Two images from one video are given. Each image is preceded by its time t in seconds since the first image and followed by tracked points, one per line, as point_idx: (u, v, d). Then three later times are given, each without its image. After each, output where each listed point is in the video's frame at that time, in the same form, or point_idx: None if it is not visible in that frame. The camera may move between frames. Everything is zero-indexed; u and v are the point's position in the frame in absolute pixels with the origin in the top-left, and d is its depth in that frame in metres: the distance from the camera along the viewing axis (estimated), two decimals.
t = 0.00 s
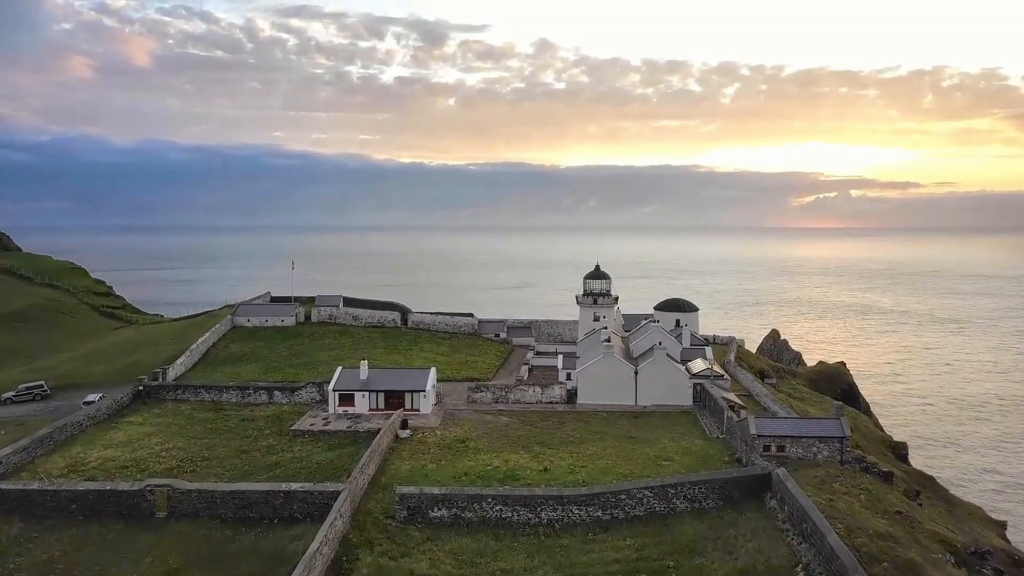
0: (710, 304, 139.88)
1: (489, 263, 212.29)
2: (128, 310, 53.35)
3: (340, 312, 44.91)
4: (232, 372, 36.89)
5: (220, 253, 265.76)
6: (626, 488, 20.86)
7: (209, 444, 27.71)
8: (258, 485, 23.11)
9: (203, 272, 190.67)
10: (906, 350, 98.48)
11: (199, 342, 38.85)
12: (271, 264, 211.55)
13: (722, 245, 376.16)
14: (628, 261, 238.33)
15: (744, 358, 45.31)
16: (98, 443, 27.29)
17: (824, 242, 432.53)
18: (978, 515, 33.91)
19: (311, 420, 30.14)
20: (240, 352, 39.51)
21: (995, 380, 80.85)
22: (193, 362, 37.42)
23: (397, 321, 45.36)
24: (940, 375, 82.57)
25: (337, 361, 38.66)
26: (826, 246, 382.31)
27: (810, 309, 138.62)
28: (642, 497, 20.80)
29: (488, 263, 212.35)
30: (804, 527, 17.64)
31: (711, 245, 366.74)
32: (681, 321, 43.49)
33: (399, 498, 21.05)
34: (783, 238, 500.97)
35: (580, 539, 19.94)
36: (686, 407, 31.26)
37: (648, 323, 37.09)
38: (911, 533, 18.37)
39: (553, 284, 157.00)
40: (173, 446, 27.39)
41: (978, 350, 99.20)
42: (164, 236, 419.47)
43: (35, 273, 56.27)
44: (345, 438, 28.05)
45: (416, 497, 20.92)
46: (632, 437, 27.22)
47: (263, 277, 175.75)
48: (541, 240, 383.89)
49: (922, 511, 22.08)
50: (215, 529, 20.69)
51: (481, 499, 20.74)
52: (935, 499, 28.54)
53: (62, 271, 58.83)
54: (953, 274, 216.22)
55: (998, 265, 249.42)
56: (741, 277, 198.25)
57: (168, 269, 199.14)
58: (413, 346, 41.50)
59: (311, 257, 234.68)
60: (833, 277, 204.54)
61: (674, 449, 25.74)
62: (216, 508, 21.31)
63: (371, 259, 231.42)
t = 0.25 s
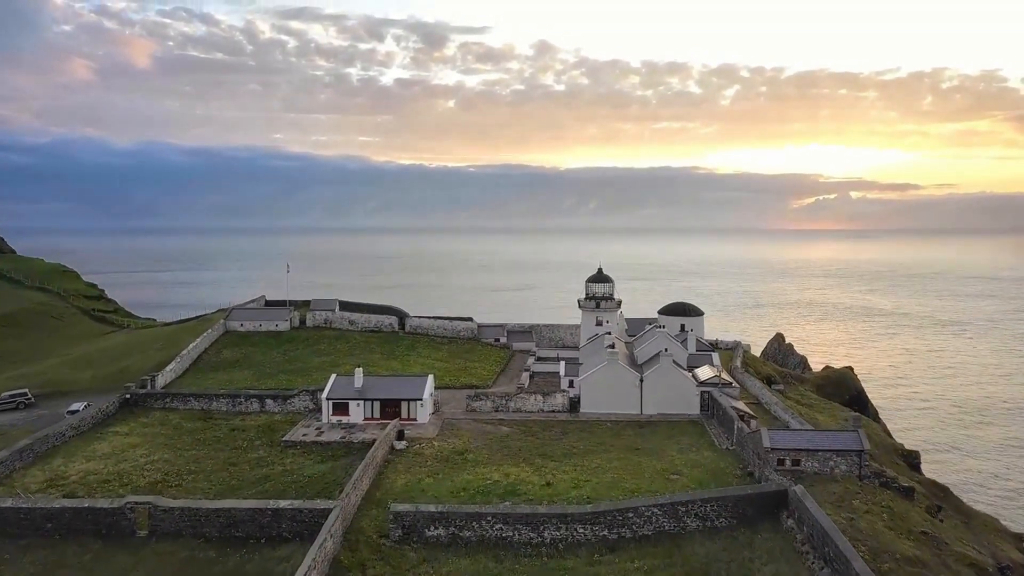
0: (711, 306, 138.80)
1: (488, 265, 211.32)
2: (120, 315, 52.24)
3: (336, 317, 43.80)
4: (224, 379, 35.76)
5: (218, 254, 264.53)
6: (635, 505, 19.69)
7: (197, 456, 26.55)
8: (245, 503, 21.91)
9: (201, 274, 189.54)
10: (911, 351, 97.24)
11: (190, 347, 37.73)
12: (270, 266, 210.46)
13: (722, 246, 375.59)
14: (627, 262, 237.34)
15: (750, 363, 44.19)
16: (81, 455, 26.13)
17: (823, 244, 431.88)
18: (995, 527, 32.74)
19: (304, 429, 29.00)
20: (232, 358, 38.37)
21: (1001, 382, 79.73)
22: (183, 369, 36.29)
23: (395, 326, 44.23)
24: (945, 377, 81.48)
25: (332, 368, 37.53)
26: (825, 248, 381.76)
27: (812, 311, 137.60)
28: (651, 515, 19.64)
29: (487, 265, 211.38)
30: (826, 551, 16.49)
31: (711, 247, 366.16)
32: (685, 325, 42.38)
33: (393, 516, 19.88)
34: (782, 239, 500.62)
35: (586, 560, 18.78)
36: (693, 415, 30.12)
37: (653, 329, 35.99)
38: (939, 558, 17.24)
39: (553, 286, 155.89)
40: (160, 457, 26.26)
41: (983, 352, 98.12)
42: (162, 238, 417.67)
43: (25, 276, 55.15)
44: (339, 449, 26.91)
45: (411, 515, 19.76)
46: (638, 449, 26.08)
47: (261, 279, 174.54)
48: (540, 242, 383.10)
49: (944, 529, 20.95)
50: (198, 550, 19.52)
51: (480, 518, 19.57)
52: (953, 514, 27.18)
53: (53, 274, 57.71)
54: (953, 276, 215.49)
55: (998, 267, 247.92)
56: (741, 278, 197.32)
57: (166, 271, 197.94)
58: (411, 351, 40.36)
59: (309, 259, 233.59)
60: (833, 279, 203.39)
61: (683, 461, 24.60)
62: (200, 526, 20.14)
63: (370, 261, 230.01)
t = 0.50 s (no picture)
0: (712, 308, 137.65)
1: (487, 267, 210.19)
2: (112, 319, 51.07)
3: (331, 321, 42.65)
4: (215, 386, 34.59)
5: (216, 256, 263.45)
6: (643, 525, 18.52)
7: (183, 469, 25.38)
8: (231, 521, 20.75)
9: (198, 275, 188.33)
10: (915, 354, 96.08)
11: (181, 353, 36.60)
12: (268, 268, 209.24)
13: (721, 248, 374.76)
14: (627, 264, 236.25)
15: (757, 369, 43.01)
16: (61, 468, 24.95)
17: (822, 246, 431.18)
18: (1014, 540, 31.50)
19: (296, 440, 27.86)
20: (224, 365, 37.19)
21: (1007, 386, 78.60)
22: (173, 376, 35.13)
23: (392, 331, 43.08)
24: (951, 380, 80.31)
25: (327, 374, 36.36)
26: (824, 249, 380.91)
27: (814, 313, 136.50)
28: (661, 535, 18.47)
29: (487, 266, 210.23)
30: None
31: (710, 248, 365.38)
32: (691, 330, 41.23)
33: (387, 536, 18.69)
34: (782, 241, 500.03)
35: None
36: (700, 425, 28.98)
37: (658, 335, 34.85)
38: None
39: (552, 287, 154.71)
40: (145, 470, 25.10)
41: (987, 355, 96.99)
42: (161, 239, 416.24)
43: (15, 279, 54.00)
44: (332, 461, 25.75)
45: (406, 535, 18.56)
46: (644, 461, 24.92)
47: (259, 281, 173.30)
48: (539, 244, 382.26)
49: (970, 550, 19.79)
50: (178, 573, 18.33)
51: (479, 538, 18.38)
52: (976, 532, 25.74)
53: (44, 277, 56.53)
54: (954, 277, 214.60)
55: (999, 269, 246.83)
56: (742, 280, 196.21)
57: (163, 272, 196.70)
58: (408, 357, 39.19)
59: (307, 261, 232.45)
60: (834, 281, 202.24)
61: (692, 475, 23.45)
62: (182, 547, 18.99)
63: (369, 262, 228.65)
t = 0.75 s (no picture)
0: (713, 310, 136.33)
1: (486, 268, 208.84)
2: (101, 323, 49.75)
3: (326, 326, 41.34)
4: (204, 394, 33.28)
5: (214, 258, 262.02)
6: (654, 550, 17.22)
7: (166, 484, 24.08)
8: (214, 543, 19.42)
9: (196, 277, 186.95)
10: (920, 356, 94.69)
11: (169, 360, 35.28)
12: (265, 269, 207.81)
13: (721, 250, 373.62)
14: (627, 266, 234.93)
15: (765, 375, 41.67)
16: (37, 484, 23.65)
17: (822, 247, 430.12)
18: None
19: (287, 452, 26.55)
20: (215, 372, 35.93)
21: (1014, 389, 77.32)
22: (160, 384, 33.84)
23: (388, 336, 41.76)
24: (958, 383, 78.92)
25: (321, 382, 35.06)
26: (824, 251, 379.70)
27: (816, 315, 135.23)
28: (674, 561, 17.16)
29: (486, 268, 208.84)
30: None
31: (710, 250, 364.21)
32: (697, 335, 39.92)
33: (379, 561, 17.38)
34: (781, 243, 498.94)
35: None
36: (710, 436, 27.71)
37: (665, 341, 33.55)
38: None
39: (552, 289, 153.34)
40: (125, 486, 23.75)
41: (993, 357, 95.68)
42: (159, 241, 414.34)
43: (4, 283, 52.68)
44: (324, 475, 24.45)
45: (399, 560, 17.25)
46: (653, 477, 23.62)
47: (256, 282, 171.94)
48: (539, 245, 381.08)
49: None
50: None
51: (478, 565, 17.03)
52: (1004, 552, 24.27)
53: (33, 280, 55.19)
54: (955, 279, 213.52)
55: (1000, 271, 245.48)
56: (743, 282, 195.00)
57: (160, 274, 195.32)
58: (405, 364, 37.85)
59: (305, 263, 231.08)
60: (836, 283, 200.83)
61: (704, 492, 22.16)
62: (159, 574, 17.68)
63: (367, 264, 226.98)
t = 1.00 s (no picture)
0: (715, 311, 135.03)
1: (486, 269, 207.49)
2: (89, 328, 48.23)
3: (320, 331, 39.87)
4: (191, 403, 31.80)
5: (211, 258, 260.59)
6: None
7: (145, 502, 22.55)
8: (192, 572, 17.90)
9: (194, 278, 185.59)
10: (926, 358, 93.37)
11: (155, 367, 33.78)
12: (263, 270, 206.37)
13: (720, 250, 372.41)
14: (627, 266, 233.64)
15: (775, 382, 40.16)
16: (7, 503, 22.12)
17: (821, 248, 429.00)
18: None
19: (275, 467, 25.05)
20: (203, 379, 34.45)
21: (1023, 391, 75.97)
22: (146, 392, 32.35)
23: (385, 342, 40.29)
24: (966, 385, 77.58)
25: (313, 389, 33.59)
26: (824, 252, 378.44)
27: (818, 315, 133.99)
28: None
29: (485, 269, 207.49)
30: None
31: (709, 251, 363.09)
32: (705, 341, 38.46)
33: None
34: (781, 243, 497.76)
35: None
36: (723, 450, 26.23)
37: (674, 349, 32.06)
38: None
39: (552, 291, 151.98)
40: (101, 505, 22.19)
41: (1000, 359, 94.35)
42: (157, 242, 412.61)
43: None
44: (313, 493, 22.97)
45: None
46: (665, 495, 22.14)
47: (253, 284, 170.50)
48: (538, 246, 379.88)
49: None
50: None
51: None
52: None
53: (20, 283, 53.65)
54: (957, 280, 212.35)
55: (1002, 271, 244.13)
56: (743, 283, 193.79)
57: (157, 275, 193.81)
58: (402, 371, 36.36)
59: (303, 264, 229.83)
60: (837, 284, 199.32)
61: (720, 513, 20.63)
62: None
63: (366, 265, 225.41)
